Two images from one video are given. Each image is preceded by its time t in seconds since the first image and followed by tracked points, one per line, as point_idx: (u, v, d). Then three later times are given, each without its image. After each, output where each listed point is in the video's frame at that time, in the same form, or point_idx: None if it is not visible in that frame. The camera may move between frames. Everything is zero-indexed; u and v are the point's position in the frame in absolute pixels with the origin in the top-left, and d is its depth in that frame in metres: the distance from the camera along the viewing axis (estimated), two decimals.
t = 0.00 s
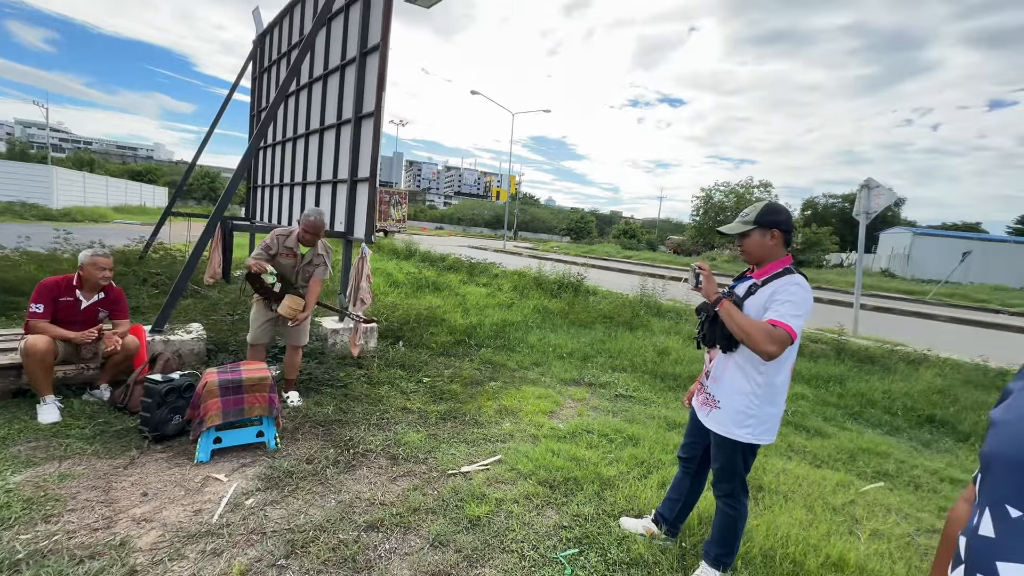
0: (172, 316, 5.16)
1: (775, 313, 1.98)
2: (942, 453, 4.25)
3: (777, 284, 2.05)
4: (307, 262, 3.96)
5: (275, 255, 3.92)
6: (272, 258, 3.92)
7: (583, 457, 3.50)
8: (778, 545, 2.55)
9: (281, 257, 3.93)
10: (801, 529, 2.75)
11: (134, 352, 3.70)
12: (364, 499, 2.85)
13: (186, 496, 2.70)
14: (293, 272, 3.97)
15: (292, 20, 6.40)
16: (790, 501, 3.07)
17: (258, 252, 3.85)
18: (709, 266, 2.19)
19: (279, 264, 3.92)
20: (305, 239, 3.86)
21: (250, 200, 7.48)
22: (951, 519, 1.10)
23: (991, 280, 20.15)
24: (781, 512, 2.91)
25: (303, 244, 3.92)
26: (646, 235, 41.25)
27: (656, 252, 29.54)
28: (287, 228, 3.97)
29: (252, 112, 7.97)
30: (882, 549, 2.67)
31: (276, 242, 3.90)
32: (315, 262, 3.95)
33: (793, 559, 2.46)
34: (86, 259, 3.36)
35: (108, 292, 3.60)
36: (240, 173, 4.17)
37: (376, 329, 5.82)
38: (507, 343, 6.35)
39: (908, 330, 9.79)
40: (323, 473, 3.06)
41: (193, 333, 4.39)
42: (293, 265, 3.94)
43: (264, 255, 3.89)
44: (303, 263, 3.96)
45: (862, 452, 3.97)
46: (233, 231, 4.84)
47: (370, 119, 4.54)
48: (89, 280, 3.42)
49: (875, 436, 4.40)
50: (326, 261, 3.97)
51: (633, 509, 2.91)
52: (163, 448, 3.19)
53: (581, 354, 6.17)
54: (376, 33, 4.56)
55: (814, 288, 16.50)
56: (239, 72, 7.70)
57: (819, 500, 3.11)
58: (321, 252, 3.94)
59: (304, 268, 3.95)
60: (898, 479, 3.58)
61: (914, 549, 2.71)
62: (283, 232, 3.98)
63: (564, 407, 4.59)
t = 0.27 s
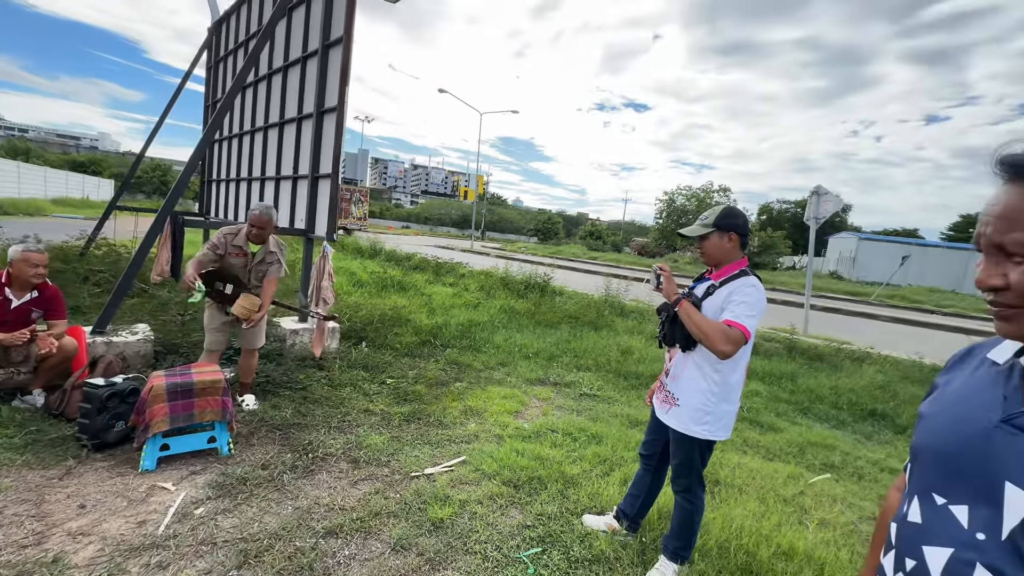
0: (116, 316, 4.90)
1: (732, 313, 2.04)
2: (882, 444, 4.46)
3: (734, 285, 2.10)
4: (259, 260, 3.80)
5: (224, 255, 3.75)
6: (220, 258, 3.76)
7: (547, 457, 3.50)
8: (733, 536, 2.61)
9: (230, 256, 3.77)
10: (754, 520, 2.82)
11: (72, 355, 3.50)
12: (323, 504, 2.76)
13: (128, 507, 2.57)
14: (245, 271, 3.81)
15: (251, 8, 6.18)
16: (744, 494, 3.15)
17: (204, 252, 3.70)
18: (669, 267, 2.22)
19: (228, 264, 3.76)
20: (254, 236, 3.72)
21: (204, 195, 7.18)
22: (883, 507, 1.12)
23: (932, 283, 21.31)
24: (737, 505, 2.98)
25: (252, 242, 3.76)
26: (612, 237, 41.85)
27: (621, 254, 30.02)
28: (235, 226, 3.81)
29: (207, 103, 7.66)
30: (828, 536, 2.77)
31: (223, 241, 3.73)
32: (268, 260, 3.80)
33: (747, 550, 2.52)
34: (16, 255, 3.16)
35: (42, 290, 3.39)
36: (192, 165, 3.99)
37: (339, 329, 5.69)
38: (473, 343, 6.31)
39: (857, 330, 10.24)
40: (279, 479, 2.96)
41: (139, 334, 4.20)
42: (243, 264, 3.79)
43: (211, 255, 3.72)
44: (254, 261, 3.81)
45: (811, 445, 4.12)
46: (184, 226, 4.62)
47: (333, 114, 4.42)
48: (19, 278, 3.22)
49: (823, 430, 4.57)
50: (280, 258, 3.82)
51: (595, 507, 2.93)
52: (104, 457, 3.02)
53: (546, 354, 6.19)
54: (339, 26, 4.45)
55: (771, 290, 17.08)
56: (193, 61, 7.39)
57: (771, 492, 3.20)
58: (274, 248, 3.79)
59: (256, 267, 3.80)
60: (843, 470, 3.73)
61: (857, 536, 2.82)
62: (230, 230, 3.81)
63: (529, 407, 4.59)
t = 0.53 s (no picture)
0: (58, 312, 4.67)
1: (687, 309, 2.10)
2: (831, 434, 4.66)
3: (689, 282, 2.16)
4: (200, 258, 3.69)
5: (160, 255, 3.57)
6: (155, 258, 3.58)
7: (511, 451, 3.52)
8: (688, 524, 2.70)
9: (166, 256, 3.60)
10: (709, 508, 2.92)
11: (8, 354, 3.34)
12: (281, 504, 2.71)
13: (69, 513, 2.49)
14: (185, 271, 3.68)
15: None
16: (700, 483, 3.25)
17: (137, 254, 3.48)
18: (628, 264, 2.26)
19: (166, 264, 3.60)
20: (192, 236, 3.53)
21: (156, 185, 6.89)
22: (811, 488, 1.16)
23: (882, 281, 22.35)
24: (693, 493, 3.08)
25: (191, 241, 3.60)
26: (580, 234, 42.26)
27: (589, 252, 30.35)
28: (168, 223, 3.59)
29: (160, 89, 7.34)
30: (776, 520, 2.89)
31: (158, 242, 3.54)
32: (211, 257, 3.71)
33: (700, 536, 2.62)
34: None
35: None
36: (141, 153, 3.83)
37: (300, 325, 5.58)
38: (440, 340, 6.28)
39: (812, 326, 10.65)
40: (235, 480, 2.89)
41: (82, 332, 4.04)
42: (183, 264, 3.65)
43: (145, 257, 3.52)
44: (195, 260, 3.68)
45: (764, 435, 4.27)
46: (133, 219, 4.44)
47: (294, 104, 4.32)
48: None
49: (776, 421, 4.75)
50: (224, 254, 3.74)
51: (558, 499, 2.97)
52: (43, 461, 2.90)
53: (513, 350, 6.22)
54: (300, 15, 4.34)
55: (733, 287, 17.60)
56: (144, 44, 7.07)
57: (725, 481, 3.31)
58: (217, 245, 3.69)
59: (197, 267, 3.69)
60: (792, 458, 3.88)
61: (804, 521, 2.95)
62: (164, 227, 3.59)
63: (495, 403, 4.61)
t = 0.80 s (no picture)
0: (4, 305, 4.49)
1: (643, 301, 2.17)
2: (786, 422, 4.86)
3: (645, 275, 2.23)
4: (138, 260, 3.54)
5: (95, 254, 3.43)
6: (90, 257, 3.43)
7: (477, 442, 3.57)
8: (645, 508, 2.80)
9: (101, 254, 3.45)
10: (666, 492, 3.03)
11: None
12: (241, 497, 2.70)
13: (15, 511, 2.42)
14: (122, 271, 3.54)
15: None
16: (659, 469, 3.36)
17: (70, 252, 3.36)
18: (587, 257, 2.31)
19: (101, 264, 3.46)
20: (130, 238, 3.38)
21: (110, 172, 6.63)
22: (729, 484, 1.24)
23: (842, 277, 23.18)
24: (652, 479, 3.18)
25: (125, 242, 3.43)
26: (553, 229, 42.48)
27: (562, 246, 30.55)
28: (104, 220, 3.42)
29: (115, 72, 7.06)
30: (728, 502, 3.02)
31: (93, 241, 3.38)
32: (150, 258, 3.55)
33: (656, 518, 2.74)
34: None
35: None
36: (92, 138, 3.70)
37: (265, 318, 5.49)
38: (409, 333, 6.27)
39: (774, 320, 10.99)
40: (193, 474, 2.85)
41: (29, 324, 3.91)
42: (120, 265, 3.51)
43: (79, 256, 3.38)
44: (133, 260, 3.53)
45: (722, 424, 4.43)
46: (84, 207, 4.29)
47: (257, 92, 4.24)
48: None
49: (735, 410, 4.91)
50: (165, 256, 3.58)
51: (521, 487, 3.03)
52: None
53: (482, 343, 6.25)
54: None
55: (700, 282, 17.98)
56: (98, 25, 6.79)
57: (683, 466, 3.43)
58: (156, 247, 3.53)
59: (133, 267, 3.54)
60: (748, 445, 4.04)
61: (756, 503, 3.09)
62: (99, 223, 3.42)
63: (463, 395, 4.64)
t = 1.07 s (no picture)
0: None
1: (608, 288, 2.22)
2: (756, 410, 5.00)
3: (611, 264, 2.28)
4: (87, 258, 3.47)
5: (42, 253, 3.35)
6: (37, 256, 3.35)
7: (451, 430, 3.61)
8: (613, 491, 2.89)
9: (50, 252, 3.37)
10: (635, 476, 3.12)
11: None
12: (212, 485, 2.70)
13: None
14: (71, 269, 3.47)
15: None
16: (629, 455, 3.45)
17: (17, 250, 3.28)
18: (555, 246, 2.35)
19: (49, 263, 3.38)
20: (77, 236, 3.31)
21: (75, 159, 6.45)
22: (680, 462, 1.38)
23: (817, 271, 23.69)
24: (622, 463, 3.27)
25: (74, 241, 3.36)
26: (535, 222, 42.53)
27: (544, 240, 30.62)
28: (52, 216, 3.33)
29: (80, 56, 6.86)
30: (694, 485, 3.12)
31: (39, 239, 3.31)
32: (100, 257, 3.48)
33: (623, 500, 2.83)
34: None
35: None
36: (54, 123, 3.62)
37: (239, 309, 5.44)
38: (387, 325, 6.27)
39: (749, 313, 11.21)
40: (162, 464, 2.84)
41: None
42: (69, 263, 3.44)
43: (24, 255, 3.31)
44: (82, 258, 3.46)
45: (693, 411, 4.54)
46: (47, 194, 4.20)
47: (228, 78, 4.19)
48: None
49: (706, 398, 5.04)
50: (116, 254, 3.51)
51: (493, 472, 3.08)
52: None
53: (460, 334, 6.28)
54: None
55: (679, 275, 18.21)
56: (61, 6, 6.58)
57: (653, 452, 3.53)
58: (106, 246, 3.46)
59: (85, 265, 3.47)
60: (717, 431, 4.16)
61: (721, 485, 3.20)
62: (47, 219, 3.33)
63: (439, 385, 4.67)
